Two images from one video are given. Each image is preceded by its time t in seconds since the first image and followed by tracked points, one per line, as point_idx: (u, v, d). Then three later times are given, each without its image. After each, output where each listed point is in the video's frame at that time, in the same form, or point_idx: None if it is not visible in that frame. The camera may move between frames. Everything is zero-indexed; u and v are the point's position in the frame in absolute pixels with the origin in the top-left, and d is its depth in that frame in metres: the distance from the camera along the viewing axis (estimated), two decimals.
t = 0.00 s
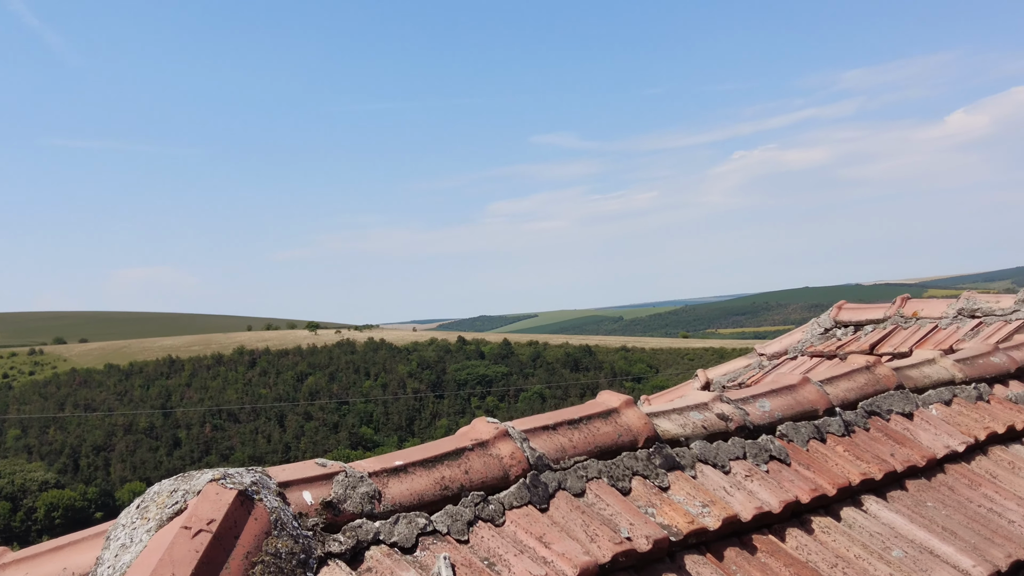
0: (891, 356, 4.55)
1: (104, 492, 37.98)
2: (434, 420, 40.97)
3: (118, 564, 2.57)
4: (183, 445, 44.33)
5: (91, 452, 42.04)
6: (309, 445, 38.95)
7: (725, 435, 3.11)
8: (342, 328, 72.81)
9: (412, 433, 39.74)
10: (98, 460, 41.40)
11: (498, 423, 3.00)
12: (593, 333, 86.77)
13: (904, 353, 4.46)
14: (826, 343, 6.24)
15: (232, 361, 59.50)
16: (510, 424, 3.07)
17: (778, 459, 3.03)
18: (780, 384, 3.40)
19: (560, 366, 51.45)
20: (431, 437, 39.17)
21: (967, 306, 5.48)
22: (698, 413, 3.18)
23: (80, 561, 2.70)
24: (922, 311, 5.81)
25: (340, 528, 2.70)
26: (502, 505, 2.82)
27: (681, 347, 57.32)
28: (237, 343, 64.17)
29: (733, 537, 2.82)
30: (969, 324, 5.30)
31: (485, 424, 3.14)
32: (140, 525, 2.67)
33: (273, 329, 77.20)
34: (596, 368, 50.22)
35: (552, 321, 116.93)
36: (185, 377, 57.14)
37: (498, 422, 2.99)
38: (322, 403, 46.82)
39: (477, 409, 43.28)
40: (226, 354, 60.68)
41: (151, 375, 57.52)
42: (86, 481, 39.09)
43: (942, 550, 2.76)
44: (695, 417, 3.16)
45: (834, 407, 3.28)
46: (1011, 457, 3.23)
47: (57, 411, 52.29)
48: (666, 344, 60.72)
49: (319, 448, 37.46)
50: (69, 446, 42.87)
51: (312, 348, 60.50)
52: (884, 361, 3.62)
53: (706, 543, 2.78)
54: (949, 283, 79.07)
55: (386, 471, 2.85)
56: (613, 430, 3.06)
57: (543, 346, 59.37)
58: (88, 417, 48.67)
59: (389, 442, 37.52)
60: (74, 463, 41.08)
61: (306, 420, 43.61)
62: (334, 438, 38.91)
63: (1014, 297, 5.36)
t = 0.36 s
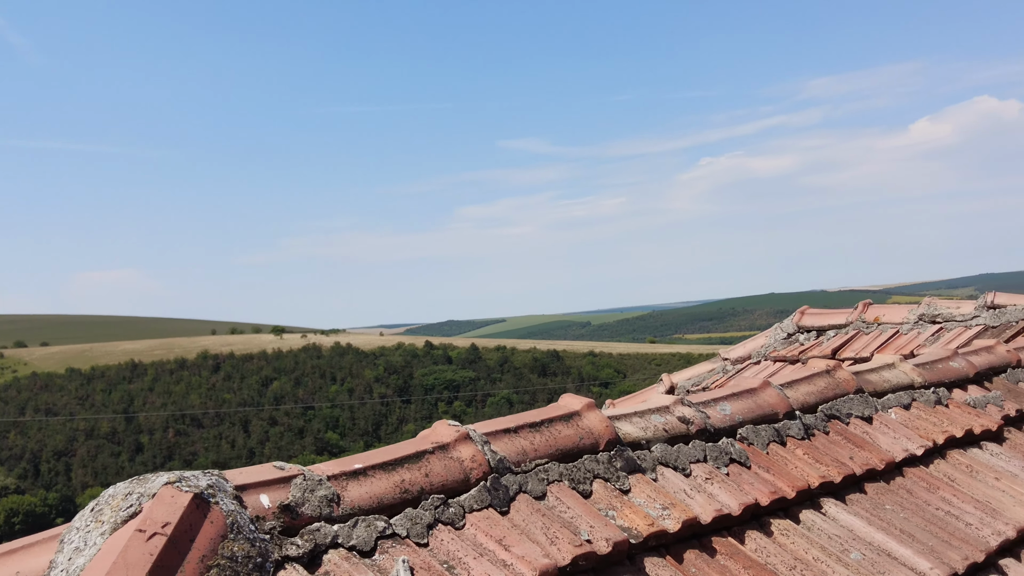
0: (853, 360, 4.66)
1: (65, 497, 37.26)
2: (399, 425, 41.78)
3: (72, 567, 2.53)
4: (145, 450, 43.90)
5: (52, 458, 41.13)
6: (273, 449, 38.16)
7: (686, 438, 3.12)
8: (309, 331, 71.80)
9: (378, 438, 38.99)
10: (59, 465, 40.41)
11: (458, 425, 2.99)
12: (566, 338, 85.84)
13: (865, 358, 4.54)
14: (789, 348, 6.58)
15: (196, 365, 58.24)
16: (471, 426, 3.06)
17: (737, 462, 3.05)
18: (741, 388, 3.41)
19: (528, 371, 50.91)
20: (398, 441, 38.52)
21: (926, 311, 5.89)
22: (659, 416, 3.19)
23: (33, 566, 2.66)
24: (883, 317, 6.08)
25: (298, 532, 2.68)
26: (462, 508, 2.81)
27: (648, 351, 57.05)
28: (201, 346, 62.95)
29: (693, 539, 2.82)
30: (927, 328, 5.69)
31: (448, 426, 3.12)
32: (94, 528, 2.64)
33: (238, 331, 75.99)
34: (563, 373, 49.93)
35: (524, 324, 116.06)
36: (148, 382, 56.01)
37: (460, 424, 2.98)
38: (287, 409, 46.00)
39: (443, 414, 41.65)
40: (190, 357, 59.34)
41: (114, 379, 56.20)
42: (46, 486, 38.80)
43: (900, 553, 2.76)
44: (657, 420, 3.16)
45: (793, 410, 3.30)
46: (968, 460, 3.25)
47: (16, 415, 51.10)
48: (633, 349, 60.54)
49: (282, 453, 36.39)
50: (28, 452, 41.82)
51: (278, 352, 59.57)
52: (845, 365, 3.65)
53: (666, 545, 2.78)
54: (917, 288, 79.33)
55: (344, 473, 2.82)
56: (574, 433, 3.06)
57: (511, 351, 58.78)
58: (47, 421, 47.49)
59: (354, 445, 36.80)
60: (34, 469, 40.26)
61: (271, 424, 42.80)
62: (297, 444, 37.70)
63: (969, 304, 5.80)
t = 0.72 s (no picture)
0: (811, 363, 4.73)
1: (25, 503, 36.27)
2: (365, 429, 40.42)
3: (26, 571, 2.52)
4: (107, 454, 41.47)
5: (11, 462, 39.75)
6: (237, 453, 37.30)
7: (645, 441, 3.15)
8: (273, 334, 70.50)
9: (343, 441, 38.36)
10: (19, 469, 39.27)
11: (419, 428, 3.00)
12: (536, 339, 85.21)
13: (824, 360, 4.60)
14: (749, 351, 6.67)
15: (159, 368, 56.74)
16: (431, 429, 3.07)
17: (695, 464, 3.08)
18: (700, 390, 3.45)
19: (493, 375, 50.49)
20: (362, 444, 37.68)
21: (883, 316, 6.10)
22: (619, 419, 3.21)
23: None
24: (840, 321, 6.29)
25: (256, 535, 2.66)
26: (422, 511, 2.81)
27: (614, 355, 56.79)
28: (163, 350, 61.58)
29: (652, 541, 2.84)
30: (884, 332, 5.89)
31: (407, 429, 3.13)
32: (49, 533, 2.62)
33: (201, 334, 74.41)
34: (528, 376, 49.64)
35: (495, 325, 115.18)
36: (109, 385, 54.13)
37: (419, 427, 2.98)
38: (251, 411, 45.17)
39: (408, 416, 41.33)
40: (153, 360, 57.93)
41: (74, 383, 54.36)
42: (5, 491, 37.63)
43: (854, 553, 2.78)
44: (617, 423, 3.19)
45: (751, 413, 3.34)
46: (923, 463, 3.29)
47: None
48: (599, 351, 60.31)
49: (245, 458, 35.47)
50: None
51: (242, 355, 58.43)
52: (802, 368, 3.69)
53: (623, 546, 2.79)
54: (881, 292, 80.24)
55: (303, 477, 2.81)
56: (535, 435, 3.08)
57: (477, 353, 58.26)
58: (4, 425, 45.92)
59: (319, 449, 35.98)
60: None
61: (234, 428, 41.95)
62: (262, 447, 37.47)
63: (925, 308, 6.01)
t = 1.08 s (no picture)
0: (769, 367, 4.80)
1: None
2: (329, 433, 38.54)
3: None
4: (66, 458, 39.27)
5: None
6: (195, 458, 35.75)
7: (602, 444, 3.17)
8: (235, 337, 68.55)
9: (306, 445, 37.25)
10: None
11: (375, 432, 3.00)
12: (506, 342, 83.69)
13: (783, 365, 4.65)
14: (709, 354, 6.77)
15: (118, 371, 54.76)
16: (388, 433, 3.08)
17: (652, 467, 3.11)
18: (658, 394, 3.47)
19: (457, 379, 49.32)
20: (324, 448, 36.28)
21: (840, 320, 6.20)
22: (577, 422, 3.23)
23: None
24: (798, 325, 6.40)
25: (209, 540, 2.63)
26: (378, 515, 2.81)
27: (578, 359, 55.95)
28: (121, 352, 59.25)
29: (606, 543, 2.85)
30: (841, 336, 5.97)
31: (364, 434, 3.13)
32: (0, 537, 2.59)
33: (161, 337, 72.22)
34: (493, 380, 48.61)
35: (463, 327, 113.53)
36: (67, 388, 51.41)
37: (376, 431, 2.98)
38: (212, 415, 43.79)
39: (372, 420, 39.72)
40: (111, 363, 55.75)
41: (31, 386, 51.53)
42: None
43: (808, 555, 2.81)
44: (574, 426, 3.21)
45: (707, 416, 3.37)
46: (876, 465, 3.34)
47: None
48: (563, 355, 59.44)
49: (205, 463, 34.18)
50: None
51: (203, 358, 56.62)
52: (758, 372, 3.74)
53: (579, 549, 2.80)
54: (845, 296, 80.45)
55: (258, 481, 2.80)
56: (492, 439, 3.09)
57: (442, 357, 57.06)
58: None
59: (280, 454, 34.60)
60: None
61: (194, 432, 40.67)
62: (223, 451, 36.80)
63: (882, 313, 6.11)
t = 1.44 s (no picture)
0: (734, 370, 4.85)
1: None
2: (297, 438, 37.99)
3: None
4: (28, 463, 38.06)
5: None
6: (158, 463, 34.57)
7: (567, 446, 3.18)
8: (199, 340, 66.81)
9: (273, 449, 36.57)
10: None
11: (340, 436, 2.99)
12: (479, 343, 82.42)
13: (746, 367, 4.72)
14: (674, 357, 6.87)
15: (81, 375, 52.83)
16: (352, 436, 3.07)
17: (616, 469, 3.13)
18: (622, 397, 3.50)
19: (425, 382, 48.29)
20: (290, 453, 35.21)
21: (803, 323, 6.28)
22: (542, 424, 3.25)
23: None
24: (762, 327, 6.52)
25: (170, 545, 2.59)
26: (342, 519, 2.80)
27: (546, 362, 55.28)
28: (83, 355, 57.38)
29: (571, 545, 2.86)
30: (804, 339, 6.05)
31: (329, 436, 3.11)
32: None
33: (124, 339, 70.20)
34: (461, 383, 47.74)
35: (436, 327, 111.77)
36: (28, 394, 49.72)
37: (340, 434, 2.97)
38: (177, 419, 42.52)
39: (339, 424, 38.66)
40: (73, 367, 54.08)
41: None
42: None
43: (769, 556, 2.83)
44: (539, 428, 3.22)
45: (671, 418, 3.39)
46: (838, 467, 3.38)
47: None
48: (531, 358, 58.74)
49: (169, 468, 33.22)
50: None
51: (168, 362, 55.10)
52: (722, 374, 3.77)
53: (544, 552, 2.81)
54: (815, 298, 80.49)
55: (220, 485, 2.77)
56: (457, 442, 3.09)
57: (409, 360, 55.97)
58: None
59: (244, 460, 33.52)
60: None
61: (158, 436, 39.51)
62: (189, 455, 36.12)
63: (844, 316, 6.18)
